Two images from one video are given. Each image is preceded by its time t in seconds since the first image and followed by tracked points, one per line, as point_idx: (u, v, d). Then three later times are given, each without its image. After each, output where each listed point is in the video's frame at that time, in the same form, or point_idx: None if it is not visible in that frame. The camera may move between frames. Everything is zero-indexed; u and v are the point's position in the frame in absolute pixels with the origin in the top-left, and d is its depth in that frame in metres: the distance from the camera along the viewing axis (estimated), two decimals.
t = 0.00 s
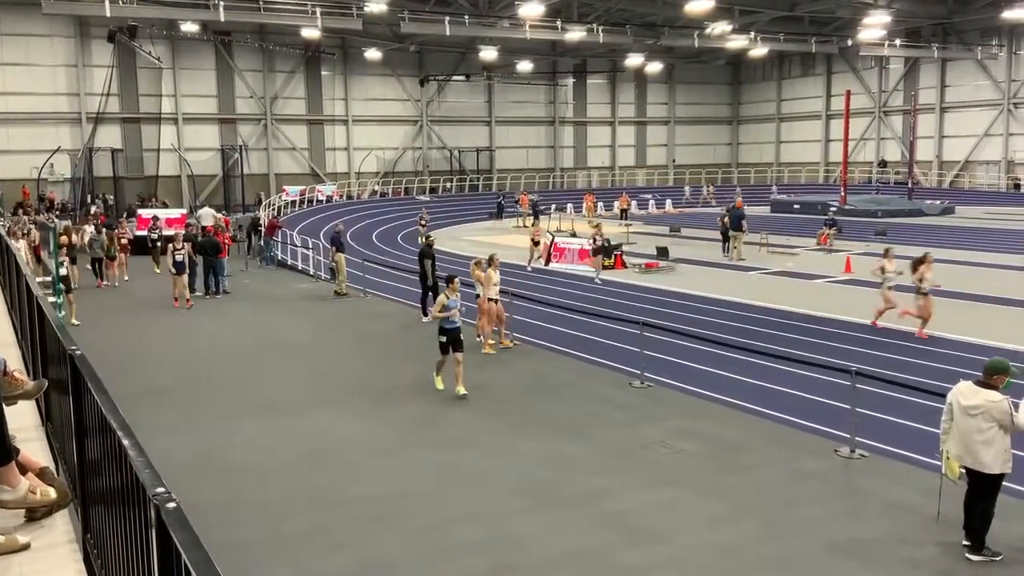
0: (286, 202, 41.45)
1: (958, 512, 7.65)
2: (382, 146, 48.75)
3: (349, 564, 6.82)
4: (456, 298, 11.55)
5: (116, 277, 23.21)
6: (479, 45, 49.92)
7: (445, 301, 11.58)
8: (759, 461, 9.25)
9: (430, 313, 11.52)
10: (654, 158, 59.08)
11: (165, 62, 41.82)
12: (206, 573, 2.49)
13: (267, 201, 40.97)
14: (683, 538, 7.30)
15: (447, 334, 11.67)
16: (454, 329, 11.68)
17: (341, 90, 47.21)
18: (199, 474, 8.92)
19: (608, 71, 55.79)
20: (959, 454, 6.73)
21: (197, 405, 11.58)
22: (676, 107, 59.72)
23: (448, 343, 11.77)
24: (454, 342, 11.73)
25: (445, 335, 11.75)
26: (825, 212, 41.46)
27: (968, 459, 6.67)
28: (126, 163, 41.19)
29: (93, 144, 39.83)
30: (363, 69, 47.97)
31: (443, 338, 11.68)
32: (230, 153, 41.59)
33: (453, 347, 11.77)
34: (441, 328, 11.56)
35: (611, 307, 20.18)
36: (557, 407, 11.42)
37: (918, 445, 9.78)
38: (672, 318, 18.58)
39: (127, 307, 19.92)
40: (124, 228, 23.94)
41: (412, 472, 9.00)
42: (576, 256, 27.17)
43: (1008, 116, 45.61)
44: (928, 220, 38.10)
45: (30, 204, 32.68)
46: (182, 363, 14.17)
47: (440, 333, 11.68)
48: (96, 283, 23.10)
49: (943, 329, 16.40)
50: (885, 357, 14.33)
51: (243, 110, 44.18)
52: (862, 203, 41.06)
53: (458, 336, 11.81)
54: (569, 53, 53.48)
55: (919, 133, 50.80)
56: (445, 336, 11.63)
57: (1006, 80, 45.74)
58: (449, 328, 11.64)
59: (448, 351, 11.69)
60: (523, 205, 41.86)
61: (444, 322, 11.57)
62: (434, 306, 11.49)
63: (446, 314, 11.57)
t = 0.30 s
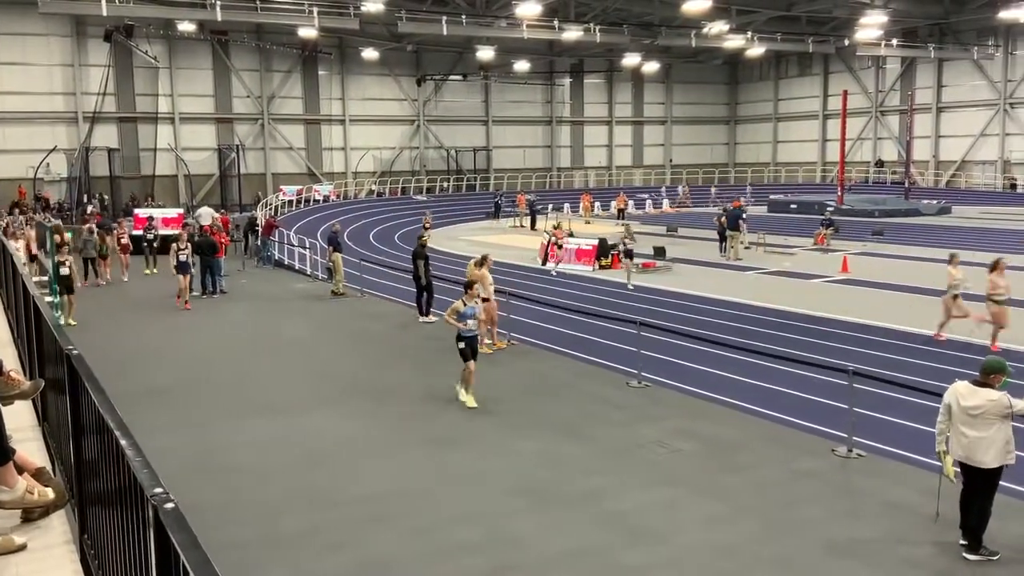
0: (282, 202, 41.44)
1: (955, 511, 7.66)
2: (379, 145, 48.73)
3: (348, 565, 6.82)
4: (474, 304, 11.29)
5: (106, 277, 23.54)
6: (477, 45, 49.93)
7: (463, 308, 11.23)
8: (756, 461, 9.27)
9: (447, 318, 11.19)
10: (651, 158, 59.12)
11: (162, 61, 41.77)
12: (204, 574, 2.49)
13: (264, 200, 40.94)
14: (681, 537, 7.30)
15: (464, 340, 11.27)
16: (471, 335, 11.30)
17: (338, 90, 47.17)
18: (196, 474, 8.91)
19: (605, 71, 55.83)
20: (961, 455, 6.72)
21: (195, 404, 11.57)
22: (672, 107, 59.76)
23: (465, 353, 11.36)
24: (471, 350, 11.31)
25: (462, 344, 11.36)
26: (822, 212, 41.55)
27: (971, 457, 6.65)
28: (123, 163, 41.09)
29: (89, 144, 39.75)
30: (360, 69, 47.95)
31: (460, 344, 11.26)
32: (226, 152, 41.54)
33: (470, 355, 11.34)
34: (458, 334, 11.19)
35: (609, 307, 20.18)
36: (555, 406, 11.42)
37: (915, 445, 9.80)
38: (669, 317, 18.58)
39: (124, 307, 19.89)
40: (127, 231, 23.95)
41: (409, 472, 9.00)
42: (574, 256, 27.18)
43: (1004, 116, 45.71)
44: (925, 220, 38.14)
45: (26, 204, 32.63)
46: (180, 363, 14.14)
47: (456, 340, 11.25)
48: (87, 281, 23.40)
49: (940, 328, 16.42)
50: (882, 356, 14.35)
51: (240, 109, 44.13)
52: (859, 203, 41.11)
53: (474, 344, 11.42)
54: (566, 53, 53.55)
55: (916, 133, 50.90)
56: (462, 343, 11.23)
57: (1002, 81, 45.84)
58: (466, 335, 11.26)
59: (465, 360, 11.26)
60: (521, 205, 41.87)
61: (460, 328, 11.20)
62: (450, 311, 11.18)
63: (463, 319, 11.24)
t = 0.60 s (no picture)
0: (279, 202, 41.39)
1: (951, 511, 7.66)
2: (375, 146, 48.69)
3: (343, 565, 6.80)
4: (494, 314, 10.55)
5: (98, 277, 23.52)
6: (473, 45, 49.94)
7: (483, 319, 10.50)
8: (751, 461, 9.26)
9: (467, 330, 10.45)
10: (647, 158, 59.15)
11: (158, 61, 41.68)
12: None
13: (260, 201, 40.89)
14: (675, 537, 7.30)
15: (483, 353, 10.57)
16: (490, 348, 10.60)
17: (334, 90, 47.12)
18: (190, 474, 8.89)
19: (601, 71, 55.86)
20: (961, 452, 6.69)
21: (190, 404, 11.55)
22: (668, 108, 59.79)
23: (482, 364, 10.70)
24: (489, 362, 10.65)
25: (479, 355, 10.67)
26: (818, 212, 41.62)
27: (971, 456, 6.64)
28: (119, 163, 40.99)
29: (85, 143, 39.64)
30: (356, 69, 47.90)
31: (477, 358, 10.58)
32: (223, 153, 41.47)
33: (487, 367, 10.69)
34: (476, 347, 10.50)
35: (605, 307, 20.16)
36: (550, 407, 11.41)
37: (911, 445, 9.81)
38: (665, 318, 18.57)
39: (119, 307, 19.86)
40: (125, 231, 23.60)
41: (403, 472, 8.97)
42: (570, 256, 27.17)
43: (1000, 117, 45.77)
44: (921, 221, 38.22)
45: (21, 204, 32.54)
46: (175, 363, 14.11)
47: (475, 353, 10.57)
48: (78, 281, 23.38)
49: (936, 329, 16.45)
50: (877, 357, 14.37)
51: (236, 110, 44.06)
52: (856, 203, 41.15)
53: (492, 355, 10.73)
54: (562, 53, 53.61)
55: (912, 133, 51.00)
56: (480, 356, 10.56)
57: (997, 81, 45.93)
58: (484, 348, 10.57)
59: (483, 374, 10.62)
60: (517, 205, 41.84)
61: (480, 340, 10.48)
62: (470, 322, 10.44)
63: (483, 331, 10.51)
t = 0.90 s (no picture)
0: (273, 203, 41.31)
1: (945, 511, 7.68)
2: (370, 147, 48.65)
3: (336, 565, 6.79)
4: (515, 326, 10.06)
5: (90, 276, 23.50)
6: (468, 46, 49.95)
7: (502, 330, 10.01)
8: (745, 461, 9.27)
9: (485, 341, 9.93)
10: (642, 160, 59.22)
11: (152, 62, 41.62)
12: None
13: (255, 202, 40.80)
14: (669, 537, 7.31)
15: (504, 366, 10.03)
16: (511, 361, 10.06)
17: (329, 91, 47.06)
18: (184, 474, 8.88)
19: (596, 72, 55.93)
20: (956, 451, 6.68)
21: (184, 405, 11.53)
22: (663, 109, 59.88)
23: (503, 379, 10.13)
24: (510, 376, 10.08)
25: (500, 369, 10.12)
26: (812, 213, 41.74)
27: (966, 456, 6.63)
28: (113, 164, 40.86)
29: (79, 144, 39.54)
30: (350, 70, 47.88)
31: (498, 371, 10.03)
32: (217, 154, 41.41)
33: (508, 382, 10.13)
34: (496, 360, 9.97)
35: (599, 308, 20.19)
36: (544, 407, 11.42)
37: (905, 445, 9.83)
38: (660, 318, 18.60)
39: (113, 308, 19.81)
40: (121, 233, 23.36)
41: (398, 472, 8.96)
42: (565, 257, 27.18)
43: (993, 118, 45.90)
44: (915, 222, 38.35)
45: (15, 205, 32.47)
46: (170, 363, 14.09)
47: (494, 366, 10.04)
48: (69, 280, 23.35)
49: (930, 330, 16.49)
50: (871, 357, 14.40)
51: (231, 111, 43.99)
52: (850, 205, 41.22)
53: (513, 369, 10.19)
54: (556, 54, 53.71)
55: (905, 134, 51.18)
56: (501, 370, 10.00)
57: (990, 83, 46.09)
58: (505, 360, 10.02)
59: (503, 388, 10.06)
60: (512, 206, 41.84)
61: (500, 352, 9.95)
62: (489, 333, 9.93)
63: (502, 343, 9.99)
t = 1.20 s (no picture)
0: (266, 204, 41.22)
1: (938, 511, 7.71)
2: (362, 148, 48.59)
3: (330, 566, 6.76)
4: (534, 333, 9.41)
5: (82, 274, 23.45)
6: (461, 47, 49.93)
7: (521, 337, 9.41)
8: (738, 461, 9.27)
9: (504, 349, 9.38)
10: (635, 161, 59.29)
11: (144, 63, 41.44)
12: None
13: (247, 203, 40.70)
14: (663, 538, 7.30)
15: (522, 375, 9.48)
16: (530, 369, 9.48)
17: (321, 92, 46.97)
18: (177, 476, 8.84)
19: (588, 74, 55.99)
20: (951, 451, 6.71)
21: (176, 406, 11.49)
22: (656, 110, 59.96)
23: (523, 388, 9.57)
24: (530, 386, 9.52)
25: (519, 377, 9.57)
26: (804, 214, 41.88)
27: (960, 456, 6.66)
28: (104, 165, 40.68)
29: (71, 145, 39.36)
30: (343, 71, 47.81)
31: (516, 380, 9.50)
32: (209, 154, 41.27)
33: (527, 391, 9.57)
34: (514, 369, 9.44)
35: (591, 309, 20.20)
36: (538, 407, 11.41)
37: (897, 445, 9.86)
38: (652, 319, 18.60)
39: (104, 309, 19.74)
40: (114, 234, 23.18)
41: (391, 473, 8.94)
42: (558, 258, 27.19)
43: (985, 119, 46.11)
44: (907, 223, 38.52)
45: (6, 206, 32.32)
46: (163, 364, 14.03)
47: (511, 375, 9.51)
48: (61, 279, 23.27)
49: (922, 330, 16.55)
50: (863, 358, 14.44)
51: (223, 112, 43.86)
52: (843, 206, 41.35)
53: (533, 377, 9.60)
54: (549, 55, 53.76)
55: (897, 136, 51.41)
56: (519, 379, 9.46)
57: (982, 84, 46.32)
58: (523, 369, 9.47)
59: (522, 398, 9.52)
60: (505, 207, 41.85)
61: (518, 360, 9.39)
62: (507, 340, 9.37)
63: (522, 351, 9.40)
